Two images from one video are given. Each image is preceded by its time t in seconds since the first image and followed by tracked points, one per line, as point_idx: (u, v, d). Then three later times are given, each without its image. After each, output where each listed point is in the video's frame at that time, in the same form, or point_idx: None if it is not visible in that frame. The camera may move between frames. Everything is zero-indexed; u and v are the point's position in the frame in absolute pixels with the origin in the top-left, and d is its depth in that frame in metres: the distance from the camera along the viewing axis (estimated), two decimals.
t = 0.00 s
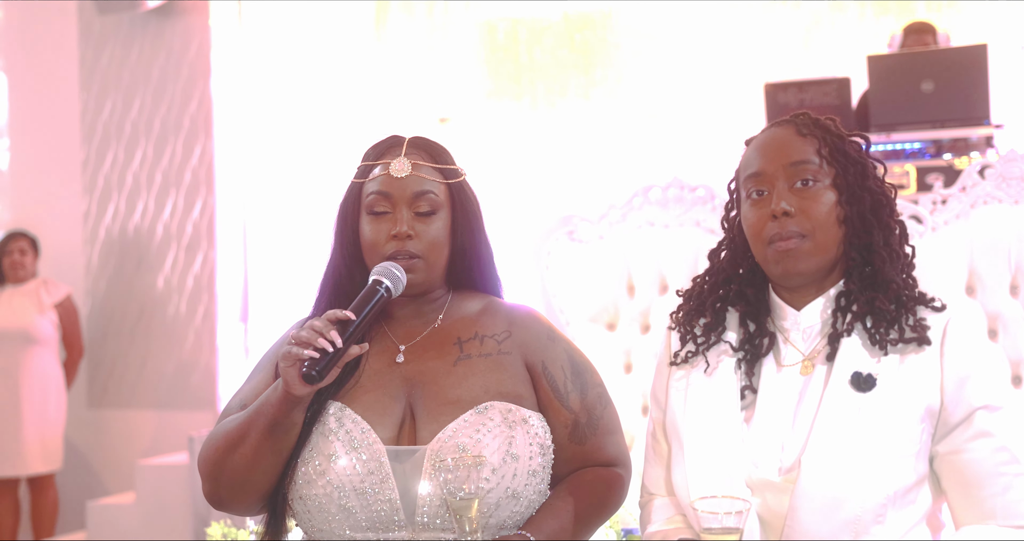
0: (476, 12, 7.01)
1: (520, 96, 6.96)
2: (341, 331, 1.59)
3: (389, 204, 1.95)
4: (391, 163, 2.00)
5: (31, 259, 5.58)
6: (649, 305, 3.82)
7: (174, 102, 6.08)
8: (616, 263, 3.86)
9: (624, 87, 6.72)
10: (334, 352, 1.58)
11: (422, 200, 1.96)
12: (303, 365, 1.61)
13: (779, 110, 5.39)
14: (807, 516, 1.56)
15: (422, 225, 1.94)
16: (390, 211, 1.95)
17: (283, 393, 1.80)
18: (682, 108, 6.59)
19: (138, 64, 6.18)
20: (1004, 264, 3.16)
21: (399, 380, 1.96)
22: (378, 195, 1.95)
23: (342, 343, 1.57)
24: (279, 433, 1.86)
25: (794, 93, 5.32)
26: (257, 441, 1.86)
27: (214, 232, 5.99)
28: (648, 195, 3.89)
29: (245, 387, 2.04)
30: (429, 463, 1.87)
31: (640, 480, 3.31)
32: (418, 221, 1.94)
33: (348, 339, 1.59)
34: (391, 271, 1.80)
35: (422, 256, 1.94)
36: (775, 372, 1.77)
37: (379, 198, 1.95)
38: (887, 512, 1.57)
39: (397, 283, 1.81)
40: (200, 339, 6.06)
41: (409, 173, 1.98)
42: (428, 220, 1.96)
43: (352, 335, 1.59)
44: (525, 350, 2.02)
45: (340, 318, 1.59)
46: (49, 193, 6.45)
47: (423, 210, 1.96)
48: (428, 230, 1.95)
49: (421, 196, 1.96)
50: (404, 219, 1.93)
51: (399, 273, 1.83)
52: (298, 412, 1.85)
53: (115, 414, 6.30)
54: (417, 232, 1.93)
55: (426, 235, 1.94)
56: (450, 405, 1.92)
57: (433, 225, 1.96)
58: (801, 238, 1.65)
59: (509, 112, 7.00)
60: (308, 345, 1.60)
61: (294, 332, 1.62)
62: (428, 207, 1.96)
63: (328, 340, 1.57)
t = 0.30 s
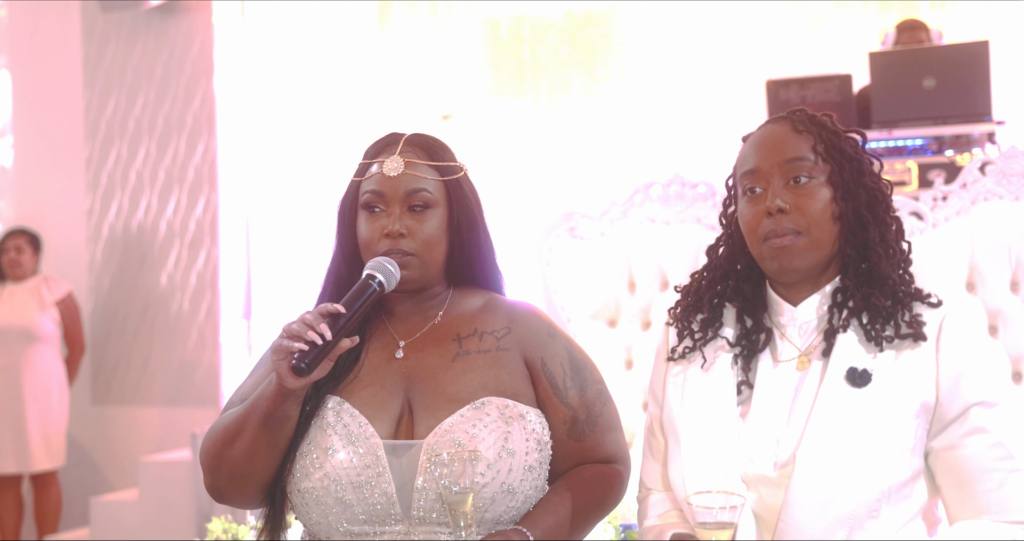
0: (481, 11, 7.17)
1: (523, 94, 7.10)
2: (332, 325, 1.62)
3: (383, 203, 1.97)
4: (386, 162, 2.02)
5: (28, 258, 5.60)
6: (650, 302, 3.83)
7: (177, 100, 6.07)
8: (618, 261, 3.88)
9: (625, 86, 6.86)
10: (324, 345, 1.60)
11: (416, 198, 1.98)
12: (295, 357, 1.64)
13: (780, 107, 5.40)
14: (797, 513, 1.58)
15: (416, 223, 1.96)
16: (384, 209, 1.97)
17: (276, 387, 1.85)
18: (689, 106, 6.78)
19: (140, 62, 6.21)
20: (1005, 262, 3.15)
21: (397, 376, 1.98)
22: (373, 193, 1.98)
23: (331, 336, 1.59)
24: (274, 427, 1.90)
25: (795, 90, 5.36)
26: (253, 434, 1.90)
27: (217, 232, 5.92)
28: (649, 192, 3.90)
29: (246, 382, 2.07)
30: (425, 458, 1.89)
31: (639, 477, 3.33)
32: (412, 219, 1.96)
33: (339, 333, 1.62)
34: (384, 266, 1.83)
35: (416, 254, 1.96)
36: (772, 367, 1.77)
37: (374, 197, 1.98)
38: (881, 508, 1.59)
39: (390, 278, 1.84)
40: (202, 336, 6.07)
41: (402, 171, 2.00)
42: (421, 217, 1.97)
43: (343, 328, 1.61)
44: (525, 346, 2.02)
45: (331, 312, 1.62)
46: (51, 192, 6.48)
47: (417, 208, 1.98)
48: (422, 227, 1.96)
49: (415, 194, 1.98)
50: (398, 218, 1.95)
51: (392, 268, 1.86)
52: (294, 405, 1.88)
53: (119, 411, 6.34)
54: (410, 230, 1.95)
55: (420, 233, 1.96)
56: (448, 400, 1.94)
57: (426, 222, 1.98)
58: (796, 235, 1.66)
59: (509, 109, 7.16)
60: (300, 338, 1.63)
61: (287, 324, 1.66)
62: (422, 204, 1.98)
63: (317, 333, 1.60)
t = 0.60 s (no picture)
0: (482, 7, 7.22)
1: (523, 90, 7.02)
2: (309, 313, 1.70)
3: (370, 199, 2.01)
4: (374, 159, 2.05)
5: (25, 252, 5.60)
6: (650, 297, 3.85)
7: (178, 96, 6.10)
8: (618, 256, 3.90)
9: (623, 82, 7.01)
10: (301, 331, 1.68)
11: (399, 192, 1.99)
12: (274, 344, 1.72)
13: (780, 102, 5.42)
14: (796, 506, 1.59)
15: (399, 217, 1.98)
16: (373, 206, 2.01)
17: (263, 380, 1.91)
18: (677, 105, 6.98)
19: (141, 58, 6.21)
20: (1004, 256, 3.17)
21: (398, 369, 2.00)
22: (362, 190, 2.02)
23: (309, 322, 1.68)
24: (265, 420, 1.95)
25: (795, 85, 5.38)
26: (246, 428, 1.96)
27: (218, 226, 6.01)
28: (649, 187, 3.89)
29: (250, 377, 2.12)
30: (425, 452, 1.90)
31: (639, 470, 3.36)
32: (396, 214, 1.98)
33: (316, 321, 1.70)
34: (366, 258, 1.87)
35: (400, 249, 1.97)
36: (771, 361, 1.79)
37: (363, 195, 2.02)
38: (876, 500, 1.60)
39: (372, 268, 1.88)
40: (203, 332, 6.11)
41: (384, 167, 2.02)
42: (405, 212, 1.99)
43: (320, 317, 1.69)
44: (527, 342, 2.03)
45: (309, 300, 1.70)
46: (52, 187, 6.50)
47: (401, 202, 1.99)
48: (406, 223, 1.97)
49: (400, 188, 2.00)
50: (379, 213, 1.98)
51: (374, 260, 1.89)
52: (287, 399, 1.93)
53: (120, 406, 6.37)
54: (393, 225, 1.96)
55: (402, 227, 1.97)
56: (449, 394, 1.95)
57: (410, 216, 1.99)
58: (794, 229, 1.67)
59: (509, 105, 7.09)
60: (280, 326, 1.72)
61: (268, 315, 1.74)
62: (406, 199, 2.00)
63: (295, 320, 1.68)
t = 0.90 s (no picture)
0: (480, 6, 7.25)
1: (520, 87, 6.90)
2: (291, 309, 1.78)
3: (367, 199, 2.03)
4: (372, 160, 2.07)
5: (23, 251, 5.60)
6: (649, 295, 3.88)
7: (177, 94, 6.17)
8: (618, 255, 3.92)
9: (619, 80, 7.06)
10: (281, 326, 1.76)
11: (393, 192, 2.00)
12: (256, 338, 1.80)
13: (779, 101, 5.45)
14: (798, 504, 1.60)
15: (393, 217, 1.99)
16: (371, 207, 2.03)
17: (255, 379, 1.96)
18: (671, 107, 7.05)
19: (141, 58, 6.25)
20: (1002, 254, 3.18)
21: (401, 368, 2.02)
22: (360, 191, 2.05)
23: (289, 317, 1.75)
24: (262, 418, 2.00)
25: (794, 84, 5.40)
26: (245, 425, 2.01)
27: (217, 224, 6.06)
28: (648, 186, 3.92)
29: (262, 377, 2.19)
30: (427, 450, 1.92)
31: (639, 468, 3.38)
32: (391, 214, 2.00)
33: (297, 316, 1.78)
34: (354, 256, 1.91)
35: (395, 248, 1.99)
36: (772, 358, 1.80)
37: (362, 196, 2.05)
38: (876, 497, 1.61)
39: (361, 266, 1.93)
40: (203, 330, 6.15)
41: (379, 168, 2.04)
42: (400, 211, 2.00)
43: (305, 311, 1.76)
44: (532, 340, 2.03)
45: (292, 296, 1.78)
46: (51, 187, 6.50)
47: (395, 201, 2.01)
48: (400, 222, 1.99)
49: (393, 187, 2.01)
50: (374, 213, 2.00)
51: (363, 261, 1.93)
52: (278, 395, 1.98)
53: (120, 405, 6.37)
54: (387, 225, 1.98)
55: (396, 227, 1.98)
56: (452, 393, 1.97)
57: (403, 215, 2.00)
58: (794, 228, 1.68)
59: (508, 102, 6.96)
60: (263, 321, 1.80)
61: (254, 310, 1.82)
62: (400, 198, 2.00)
63: (275, 315, 1.76)
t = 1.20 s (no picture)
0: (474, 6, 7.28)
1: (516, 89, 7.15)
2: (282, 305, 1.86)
3: (365, 203, 2.05)
4: (369, 164, 2.09)
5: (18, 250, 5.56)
6: (644, 295, 3.91)
7: (172, 94, 6.19)
8: (613, 256, 3.94)
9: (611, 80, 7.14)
10: (270, 322, 1.84)
11: (388, 195, 2.01)
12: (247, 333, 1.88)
13: (773, 102, 5.47)
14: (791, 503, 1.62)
15: (389, 220, 2.01)
16: (370, 209, 2.05)
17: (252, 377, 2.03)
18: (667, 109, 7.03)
19: (135, 58, 6.27)
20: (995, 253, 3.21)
21: (401, 369, 2.04)
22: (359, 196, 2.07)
23: (278, 313, 1.84)
24: (261, 415, 2.06)
25: (787, 84, 5.43)
26: (247, 422, 2.08)
27: (212, 224, 6.07)
28: (643, 187, 3.93)
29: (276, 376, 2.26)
30: (424, 450, 1.94)
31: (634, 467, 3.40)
32: (387, 216, 2.01)
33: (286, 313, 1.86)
34: (349, 258, 2.02)
35: (391, 251, 2.00)
36: (768, 358, 1.82)
37: (361, 200, 2.07)
38: (869, 497, 1.64)
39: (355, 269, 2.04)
40: (198, 330, 6.15)
41: (374, 172, 2.05)
42: (396, 214, 2.01)
43: (296, 307, 1.85)
44: (533, 340, 2.04)
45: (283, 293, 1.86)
46: (43, 187, 6.47)
47: (391, 204, 2.02)
48: (395, 225, 2.00)
49: (387, 190, 2.02)
50: (370, 216, 2.02)
51: (357, 262, 2.05)
52: (276, 391, 2.04)
53: (113, 405, 6.37)
54: (383, 228, 2.00)
55: (392, 230, 2.00)
56: (451, 393, 1.99)
57: (398, 217, 2.01)
58: (788, 230, 1.70)
59: (504, 102, 7.19)
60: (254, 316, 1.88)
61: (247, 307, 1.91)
62: (395, 200, 2.01)
63: (265, 311, 1.84)
